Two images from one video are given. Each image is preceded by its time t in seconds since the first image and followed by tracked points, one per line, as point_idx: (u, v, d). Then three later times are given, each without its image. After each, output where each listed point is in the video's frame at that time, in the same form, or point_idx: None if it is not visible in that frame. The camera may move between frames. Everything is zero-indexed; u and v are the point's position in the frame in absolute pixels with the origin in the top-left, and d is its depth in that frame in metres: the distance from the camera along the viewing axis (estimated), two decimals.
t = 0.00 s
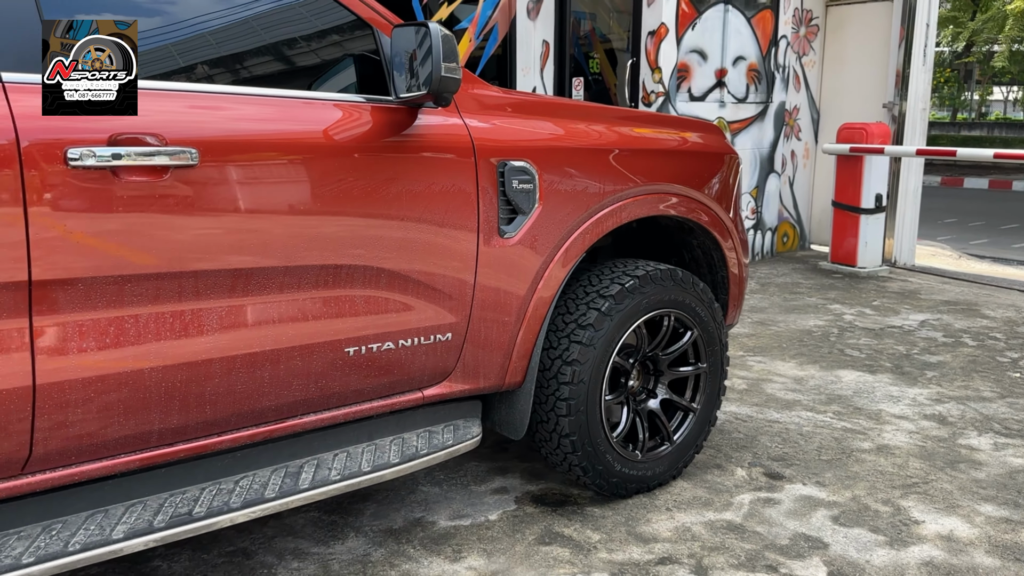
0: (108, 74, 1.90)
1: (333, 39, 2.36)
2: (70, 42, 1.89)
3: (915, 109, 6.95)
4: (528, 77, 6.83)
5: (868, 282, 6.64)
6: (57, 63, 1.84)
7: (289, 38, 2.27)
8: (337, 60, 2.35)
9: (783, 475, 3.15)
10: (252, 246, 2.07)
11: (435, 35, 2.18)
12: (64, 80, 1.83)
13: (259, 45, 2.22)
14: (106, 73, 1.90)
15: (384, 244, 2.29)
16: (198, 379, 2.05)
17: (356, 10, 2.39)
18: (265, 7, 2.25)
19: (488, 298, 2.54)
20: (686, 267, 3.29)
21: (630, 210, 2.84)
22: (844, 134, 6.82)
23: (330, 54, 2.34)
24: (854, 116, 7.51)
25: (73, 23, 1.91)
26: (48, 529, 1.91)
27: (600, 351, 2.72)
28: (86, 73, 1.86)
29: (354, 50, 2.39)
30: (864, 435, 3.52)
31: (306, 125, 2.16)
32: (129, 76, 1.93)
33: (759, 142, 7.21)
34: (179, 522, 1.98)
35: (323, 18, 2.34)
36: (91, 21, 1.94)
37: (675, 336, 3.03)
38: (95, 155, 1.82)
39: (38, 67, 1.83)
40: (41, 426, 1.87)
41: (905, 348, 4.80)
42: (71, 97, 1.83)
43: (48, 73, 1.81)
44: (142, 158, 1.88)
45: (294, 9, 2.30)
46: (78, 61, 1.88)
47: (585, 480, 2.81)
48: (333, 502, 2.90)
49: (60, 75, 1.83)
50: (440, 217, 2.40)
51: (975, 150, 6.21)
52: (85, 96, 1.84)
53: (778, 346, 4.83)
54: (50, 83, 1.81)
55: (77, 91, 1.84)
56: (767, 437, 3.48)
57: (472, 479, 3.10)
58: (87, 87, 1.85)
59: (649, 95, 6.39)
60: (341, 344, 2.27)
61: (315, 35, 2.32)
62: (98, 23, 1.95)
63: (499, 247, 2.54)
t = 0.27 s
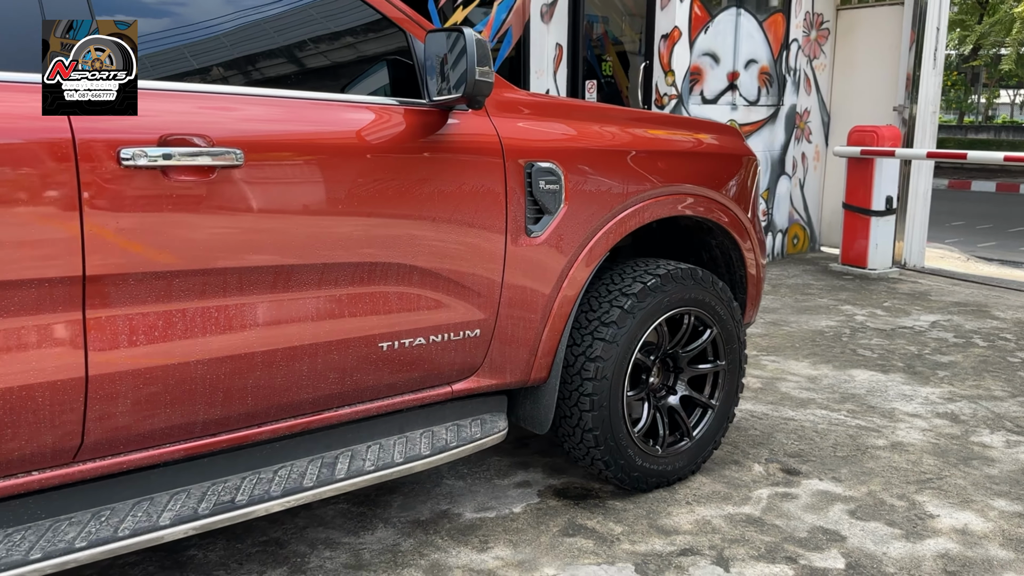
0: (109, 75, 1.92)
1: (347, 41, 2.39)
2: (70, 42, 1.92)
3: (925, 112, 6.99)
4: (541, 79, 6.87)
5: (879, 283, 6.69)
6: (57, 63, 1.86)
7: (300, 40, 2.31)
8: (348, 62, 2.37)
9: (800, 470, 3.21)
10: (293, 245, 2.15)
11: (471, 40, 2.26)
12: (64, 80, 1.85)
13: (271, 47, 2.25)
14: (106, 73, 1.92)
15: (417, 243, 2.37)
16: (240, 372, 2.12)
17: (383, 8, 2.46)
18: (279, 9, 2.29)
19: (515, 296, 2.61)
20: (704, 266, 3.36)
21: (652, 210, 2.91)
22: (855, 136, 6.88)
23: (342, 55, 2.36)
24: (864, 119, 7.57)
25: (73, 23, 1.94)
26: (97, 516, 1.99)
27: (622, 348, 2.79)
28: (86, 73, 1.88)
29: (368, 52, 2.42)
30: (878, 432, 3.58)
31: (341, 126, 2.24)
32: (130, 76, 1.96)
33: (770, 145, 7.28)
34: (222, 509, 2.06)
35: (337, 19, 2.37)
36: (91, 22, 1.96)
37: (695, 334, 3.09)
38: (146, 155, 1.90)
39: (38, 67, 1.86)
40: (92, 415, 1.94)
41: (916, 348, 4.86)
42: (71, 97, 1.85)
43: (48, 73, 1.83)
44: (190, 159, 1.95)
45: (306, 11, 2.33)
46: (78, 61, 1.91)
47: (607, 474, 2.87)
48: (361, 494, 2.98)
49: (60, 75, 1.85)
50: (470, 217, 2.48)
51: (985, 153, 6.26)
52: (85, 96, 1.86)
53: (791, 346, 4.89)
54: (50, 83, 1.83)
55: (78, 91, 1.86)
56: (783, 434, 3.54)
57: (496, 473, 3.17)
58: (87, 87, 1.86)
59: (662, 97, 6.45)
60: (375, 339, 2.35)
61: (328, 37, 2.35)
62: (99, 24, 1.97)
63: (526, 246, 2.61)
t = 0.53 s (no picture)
0: (109, 74, 1.96)
1: (358, 45, 2.44)
2: (69, 41, 1.95)
3: (934, 118, 7.11)
4: (555, 83, 7.02)
5: (888, 285, 6.79)
6: (57, 62, 1.90)
7: (313, 45, 2.37)
8: (358, 66, 2.43)
9: (816, 464, 3.31)
10: (340, 242, 2.25)
11: (510, 49, 2.38)
12: (64, 79, 1.89)
13: (285, 51, 2.31)
14: (106, 72, 1.96)
15: (454, 242, 2.47)
16: (289, 365, 2.23)
17: (409, 8, 2.55)
18: (293, 14, 2.34)
19: (545, 294, 2.72)
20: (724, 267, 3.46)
21: (675, 212, 3.01)
22: (865, 140, 6.97)
23: (353, 60, 2.43)
24: (874, 123, 7.67)
25: (73, 23, 1.97)
26: (156, 500, 2.08)
27: (646, 345, 2.89)
28: (86, 73, 1.92)
29: (378, 56, 2.49)
30: (891, 429, 3.68)
31: (382, 129, 2.34)
32: (129, 76, 1.99)
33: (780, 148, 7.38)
34: (273, 495, 2.16)
35: (349, 24, 2.43)
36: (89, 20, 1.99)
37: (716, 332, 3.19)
38: (207, 158, 2.01)
39: (39, 66, 1.89)
40: (153, 404, 2.04)
41: (927, 348, 4.96)
42: (72, 97, 1.89)
43: (48, 72, 1.88)
44: (247, 162, 2.06)
45: (320, 16, 2.39)
46: (79, 61, 1.95)
47: (631, 466, 2.97)
48: (392, 485, 3.09)
49: (60, 75, 1.89)
50: (504, 218, 2.58)
51: (993, 157, 6.34)
52: (86, 96, 1.90)
53: (803, 346, 4.99)
54: (50, 83, 1.87)
55: (78, 91, 1.90)
56: (798, 431, 3.64)
57: (521, 465, 3.27)
58: (88, 87, 1.91)
59: (675, 101, 6.56)
60: (414, 334, 2.46)
61: (339, 41, 2.42)
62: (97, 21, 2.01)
63: (556, 246, 2.71)
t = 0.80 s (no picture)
0: (109, 74, 1.99)
1: (365, 50, 2.50)
2: (70, 41, 1.97)
3: (938, 119, 7.17)
4: (563, 86, 7.14)
5: (893, 285, 6.87)
6: (57, 62, 1.92)
7: (321, 49, 2.41)
8: (366, 70, 2.48)
9: (824, 458, 3.40)
10: (370, 241, 2.34)
11: (534, 58, 2.48)
12: (64, 79, 1.91)
13: (294, 55, 2.35)
14: (106, 72, 1.99)
15: (477, 241, 2.57)
16: (320, 358, 2.32)
17: (426, 10, 2.63)
18: (300, 19, 2.37)
19: (563, 292, 2.81)
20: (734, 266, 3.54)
21: (687, 213, 3.10)
22: (869, 142, 7.06)
23: (361, 65, 2.48)
24: (878, 126, 7.76)
25: (73, 23, 1.99)
26: (195, 487, 2.16)
27: (660, 341, 2.97)
28: (86, 73, 1.94)
29: (385, 61, 2.54)
30: (897, 425, 3.77)
31: (407, 131, 2.44)
32: (129, 76, 2.02)
33: (786, 151, 7.47)
34: (307, 482, 2.25)
35: (356, 29, 2.48)
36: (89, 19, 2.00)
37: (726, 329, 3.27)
38: (248, 160, 2.09)
39: (39, 66, 1.91)
40: (194, 395, 2.12)
41: (931, 347, 5.05)
42: (72, 97, 1.91)
43: (48, 72, 1.90)
44: (284, 164, 2.15)
45: (327, 21, 2.43)
46: (78, 61, 1.97)
47: (645, 459, 3.05)
48: (413, 478, 3.18)
49: (60, 75, 1.91)
50: (525, 218, 2.67)
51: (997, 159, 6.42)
52: (85, 96, 1.93)
53: (810, 345, 5.08)
54: (50, 83, 1.89)
55: (78, 91, 1.93)
56: (806, 426, 3.73)
57: (538, 459, 3.36)
58: (88, 87, 1.94)
59: (682, 104, 6.69)
60: (438, 330, 2.55)
61: (347, 46, 2.47)
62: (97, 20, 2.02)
63: (573, 245, 2.81)
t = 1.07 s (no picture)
0: (110, 73, 2.04)
1: (372, 53, 2.57)
2: (70, 41, 2.02)
3: (941, 123, 7.28)
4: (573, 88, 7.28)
5: (896, 285, 6.97)
6: (58, 62, 1.96)
7: (330, 51, 2.49)
8: (374, 73, 2.56)
9: (829, 450, 3.50)
10: (395, 236, 2.45)
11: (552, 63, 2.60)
12: (65, 79, 1.96)
13: (303, 58, 2.43)
14: (107, 71, 2.04)
15: (496, 237, 2.68)
16: (349, 348, 2.43)
17: (440, 10, 2.72)
18: (306, 23, 2.45)
19: (578, 287, 2.91)
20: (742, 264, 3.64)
21: (696, 211, 3.20)
22: (873, 144, 7.17)
23: (368, 67, 2.55)
24: (881, 128, 7.86)
25: (73, 23, 2.03)
26: (230, 470, 2.27)
27: (670, 335, 3.07)
28: (86, 73, 1.99)
29: (392, 63, 2.61)
30: (900, 418, 3.87)
31: (428, 131, 2.55)
32: (130, 76, 2.07)
33: (790, 153, 7.58)
34: (335, 466, 2.36)
35: (363, 32, 2.55)
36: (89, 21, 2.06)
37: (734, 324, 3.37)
38: (283, 159, 2.21)
39: (39, 66, 1.95)
40: (231, 382, 2.23)
41: (934, 345, 5.15)
42: (73, 97, 1.96)
43: (49, 72, 1.94)
44: (316, 163, 2.27)
45: (335, 24, 2.51)
46: (78, 61, 2.01)
47: (656, 449, 3.15)
48: (431, 467, 3.29)
49: (61, 75, 1.96)
50: (542, 215, 2.78)
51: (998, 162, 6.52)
52: (87, 96, 1.98)
53: (814, 343, 5.18)
54: (50, 83, 1.94)
55: (79, 91, 1.98)
56: (812, 420, 3.83)
57: (551, 450, 3.47)
58: (88, 87, 1.99)
59: (688, 106, 6.81)
60: (458, 323, 2.66)
61: (354, 49, 2.54)
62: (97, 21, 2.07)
63: (588, 242, 2.91)
